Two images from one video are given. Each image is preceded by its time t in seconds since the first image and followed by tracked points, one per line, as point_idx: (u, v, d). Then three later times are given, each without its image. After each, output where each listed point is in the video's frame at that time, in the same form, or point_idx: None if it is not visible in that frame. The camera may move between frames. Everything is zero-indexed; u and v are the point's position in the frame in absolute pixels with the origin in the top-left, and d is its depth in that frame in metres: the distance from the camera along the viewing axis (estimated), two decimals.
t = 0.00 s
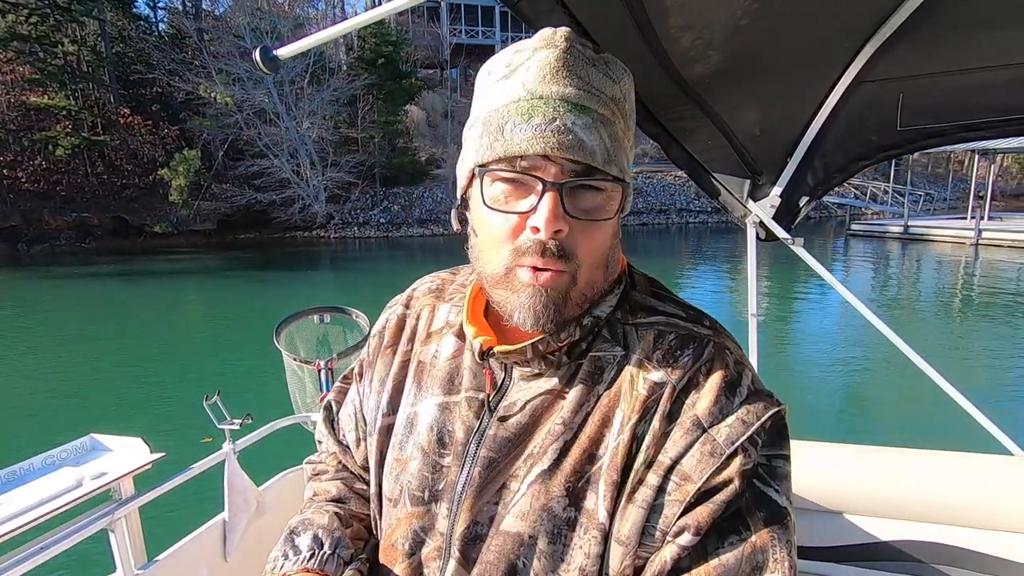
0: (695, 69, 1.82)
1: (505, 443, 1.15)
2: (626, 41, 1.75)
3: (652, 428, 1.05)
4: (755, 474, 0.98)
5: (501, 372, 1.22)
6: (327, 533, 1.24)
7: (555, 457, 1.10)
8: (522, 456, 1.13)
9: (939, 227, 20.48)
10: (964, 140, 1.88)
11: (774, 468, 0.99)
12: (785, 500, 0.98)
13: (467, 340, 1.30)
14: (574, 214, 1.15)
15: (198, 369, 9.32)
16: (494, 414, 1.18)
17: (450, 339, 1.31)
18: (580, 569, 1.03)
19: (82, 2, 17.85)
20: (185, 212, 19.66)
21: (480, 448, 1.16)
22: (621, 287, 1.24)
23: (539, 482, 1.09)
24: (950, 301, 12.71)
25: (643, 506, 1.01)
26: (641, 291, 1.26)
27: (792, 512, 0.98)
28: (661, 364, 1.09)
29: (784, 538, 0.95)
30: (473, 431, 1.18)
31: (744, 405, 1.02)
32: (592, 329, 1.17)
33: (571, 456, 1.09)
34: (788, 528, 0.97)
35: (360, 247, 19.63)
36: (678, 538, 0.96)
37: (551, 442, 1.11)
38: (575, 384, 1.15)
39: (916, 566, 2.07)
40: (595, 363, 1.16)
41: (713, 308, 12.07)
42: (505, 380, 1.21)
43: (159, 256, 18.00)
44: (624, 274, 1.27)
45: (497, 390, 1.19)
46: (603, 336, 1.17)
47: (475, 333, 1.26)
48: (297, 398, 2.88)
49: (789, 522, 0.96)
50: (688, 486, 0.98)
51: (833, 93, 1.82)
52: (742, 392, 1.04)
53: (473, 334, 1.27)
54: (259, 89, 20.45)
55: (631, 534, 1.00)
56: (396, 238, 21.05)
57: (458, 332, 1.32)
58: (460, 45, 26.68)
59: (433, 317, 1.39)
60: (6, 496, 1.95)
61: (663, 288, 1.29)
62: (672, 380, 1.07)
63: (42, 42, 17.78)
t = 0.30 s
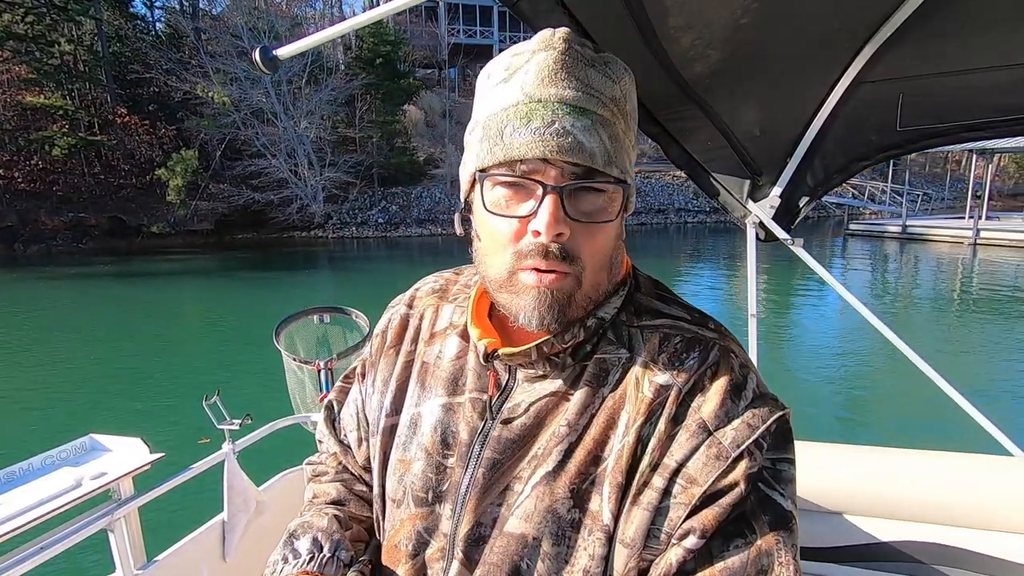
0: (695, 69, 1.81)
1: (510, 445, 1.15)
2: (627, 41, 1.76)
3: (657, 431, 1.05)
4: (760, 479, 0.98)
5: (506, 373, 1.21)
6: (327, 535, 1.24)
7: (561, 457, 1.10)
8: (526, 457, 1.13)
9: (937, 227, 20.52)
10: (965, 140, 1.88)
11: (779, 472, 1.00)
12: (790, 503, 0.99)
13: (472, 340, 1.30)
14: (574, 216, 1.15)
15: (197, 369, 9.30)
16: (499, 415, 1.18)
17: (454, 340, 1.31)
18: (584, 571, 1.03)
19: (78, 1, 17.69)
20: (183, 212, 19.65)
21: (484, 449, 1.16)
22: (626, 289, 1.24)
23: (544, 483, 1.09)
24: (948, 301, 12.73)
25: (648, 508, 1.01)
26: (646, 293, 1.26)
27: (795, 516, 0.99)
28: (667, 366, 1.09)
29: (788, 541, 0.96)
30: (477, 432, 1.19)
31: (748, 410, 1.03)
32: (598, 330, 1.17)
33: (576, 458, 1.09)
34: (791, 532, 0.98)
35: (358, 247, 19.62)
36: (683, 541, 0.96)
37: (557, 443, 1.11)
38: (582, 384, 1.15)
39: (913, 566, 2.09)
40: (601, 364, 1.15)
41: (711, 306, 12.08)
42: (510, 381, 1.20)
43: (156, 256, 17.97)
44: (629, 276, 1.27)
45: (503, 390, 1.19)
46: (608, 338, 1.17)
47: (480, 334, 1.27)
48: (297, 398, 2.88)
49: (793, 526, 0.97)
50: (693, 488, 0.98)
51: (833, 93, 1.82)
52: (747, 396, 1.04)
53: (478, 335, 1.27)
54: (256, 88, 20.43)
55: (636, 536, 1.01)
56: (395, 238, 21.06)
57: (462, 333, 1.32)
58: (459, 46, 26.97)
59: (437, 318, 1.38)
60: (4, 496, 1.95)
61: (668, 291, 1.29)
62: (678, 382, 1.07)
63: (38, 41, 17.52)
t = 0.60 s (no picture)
0: (696, 68, 1.81)
1: (517, 440, 1.16)
2: (628, 40, 1.76)
3: (663, 426, 1.05)
4: (764, 473, 0.99)
5: (511, 374, 1.21)
6: (332, 529, 1.25)
7: (566, 455, 1.10)
8: (531, 452, 1.14)
9: (936, 227, 20.53)
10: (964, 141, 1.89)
11: (783, 469, 1.01)
12: (795, 498, 1.00)
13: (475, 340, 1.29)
14: (507, 278, 1.11)
15: (196, 370, 9.27)
16: (506, 411, 1.19)
17: (460, 338, 1.31)
18: (589, 564, 1.05)
19: None
20: (181, 212, 19.65)
21: (491, 444, 1.17)
22: (628, 289, 1.23)
23: (551, 477, 1.10)
24: (947, 300, 12.75)
25: (654, 502, 1.02)
26: (652, 294, 1.25)
27: (800, 510, 1.00)
28: (672, 365, 1.09)
29: (793, 536, 0.97)
30: (483, 428, 1.19)
31: (755, 406, 1.03)
32: (601, 332, 1.16)
33: (581, 454, 1.10)
34: (796, 527, 0.99)
35: (357, 247, 19.56)
36: (688, 535, 0.98)
37: (563, 440, 1.12)
38: (582, 387, 1.15)
39: (916, 566, 2.04)
40: (608, 363, 1.15)
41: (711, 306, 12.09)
42: (516, 381, 1.20)
43: (153, 256, 17.89)
44: (631, 277, 1.26)
45: (509, 388, 1.20)
46: (613, 338, 1.16)
47: (480, 342, 1.24)
48: (297, 398, 2.87)
49: (798, 521, 0.98)
50: (698, 483, 1.00)
51: (833, 95, 1.83)
52: (752, 392, 1.05)
53: (478, 344, 1.25)
54: (254, 88, 20.32)
55: (641, 530, 1.02)
56: (393, 238, 21.01)
57: (467, 330, 1.32)
58: (457, 44, 27.17)
59: (444, 316, 1.38)
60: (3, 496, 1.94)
61: (675, 292, 1.27)
62: (682, 380, 1.07)
63: (35, 40, 17.49)
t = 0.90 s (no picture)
0: (696, 67, 1.81)
1: (519, 438, 1.15)
2: (629, 41, 1.76)
3: (665, 424, 1.05)
4: (764, 471, 1.00)
5: (513, 376, 1.20)
6: (336, 526, 1.25)
7: (568, 453, 1.10)
8: (533, 451, 1.14)
9: (934, 227, 20.57)
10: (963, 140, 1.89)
11: (782, 466, 1.02)
12: (794, 494, 1.00)
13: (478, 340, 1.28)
14: (512, 288, 1.10)
15: (195, 370, 9.26)
16: (508, 409, 1.18)
17: (462, 336, 1.30)
18: (591, 561, 1.05)
19: None
20: (178, 211, 19.61)
21: (493, 442, 1.17)
22: (629, 290, 1.22)
23: (553, 475, 1.10)
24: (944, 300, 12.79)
25: (655, 500, 1.02)
26: (653, 293, 1.24)
27: (799, 506, 1.01)
28: (674, 366, 1.09)
29: (792, 532, 0.98)
30: (485, 427, 1.19)
31: (756, 404, 1.04)
32: (602, 332, 1.16)
33: (583, 452, 1.09)
34: (796, 524, 0.99)
35: (355, 247, 19.54)
36: (690, 531, 0.98)
37: (565, 437, 1.11)
38: (583, 388, 1.14)
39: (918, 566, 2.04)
40: (610, 362, 1.15)
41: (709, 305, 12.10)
42: (518, 381, 1.19)
43: (150, 256, 17.84)
44: (631, 277, 1.25)
45: (510, 388, 1.19)
46: (614, 337, 1.16)
47: (482, 346, 1.23)
48: (297, 398, 2.86)
49: (797, 517, 0.99)
50: (700, 480, 1.00)
51: (834, 94, 1.83)
52: (753, 391, 1.05)
53: (480, 347, 1.24)
54: (252, 87, 20.29)
55: (643, 526, 1.02)
56: (392, 238, 21.00)
57: (469, 329, 1.31)
58: (455, 44, 27.20)
59: (445, 314, 1.37)
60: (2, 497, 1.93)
61: (676, 291, 1.27)
62: (684, 378, 1.07)
63: (32, 39, 17.46)
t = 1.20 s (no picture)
0: (695, 68, 1.81)
1: (517, 436, 1.15)
2: (629, 42, 1.76)
3: (660, 420, 1.06)
4: (759, 465, 1.00)
5: (511, 372, 1.20)
6: (334, 525, 1.25)
7: (565, 451, 1.10)
8: (530, 448, 1.14)
9: (933, 227, 20.61)
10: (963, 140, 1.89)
11: (777, 461, 1.02)
12: (788, 489, 1.01)
13: (475, 340, 1.28)
14: (513, 289, 1.10)
15: (195, 369, 9.26)
16: (505, 408, 1.18)
17: (458, 336, 1.30)
18: (590, 559, 1.05)
19: None
20: (176, 211, 19.55)
21: (491, 439, 1.17)
22: (625, 289, 1.22)
23: (551, 472, 1.10)
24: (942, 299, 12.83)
25: (650, 495, 1.02)
26: (649, 291, 1.24)
27: (793, 502, 1.01)
28: (670, 363, 1.09)
29: (787, 527, 0.98)
30: (483, 425, 1.19)
31: (750, 399, 1.04)
32: (599, 332, 1.16)
33: (580, 450, 1.10)
34: (790, 519, 1.00)
35: (354, 247, 19.52)
36: (685, 526, 0.98)
37: (562, 435, 1.11)
38: (579, 387, 1.14)
39: (917, 567, 2.05)
40: (605, 360, 1.15)
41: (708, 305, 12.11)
42: (516, 379, 1.19)
43: (148, 256, 17.79)
44: (628, 275, 1.25)
45: (507, 386, 1.19)
46: (611, 335, 1.16)
47: (480, 345, 1.23)
48: (298, 398, 2.86)
49: (792, 511, 0.99)
50: (694, 476, 1.00)
51: (833, 94, 1.83)
52: (748, 386, 1.06)
53: (478, 345, 1.24)
54: (250, 86, 20.24)
55: (638, 522, 1.02)
56: (390, 238, 20.99)
57: (466, 329, 1.31)
58: (453, 44, 27.22)
59: (443, 314, 1.37)
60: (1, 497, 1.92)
61: (673, 289, 1.26)
62: (679, 375, 1.07)
63: (28, 38, 17.39)
